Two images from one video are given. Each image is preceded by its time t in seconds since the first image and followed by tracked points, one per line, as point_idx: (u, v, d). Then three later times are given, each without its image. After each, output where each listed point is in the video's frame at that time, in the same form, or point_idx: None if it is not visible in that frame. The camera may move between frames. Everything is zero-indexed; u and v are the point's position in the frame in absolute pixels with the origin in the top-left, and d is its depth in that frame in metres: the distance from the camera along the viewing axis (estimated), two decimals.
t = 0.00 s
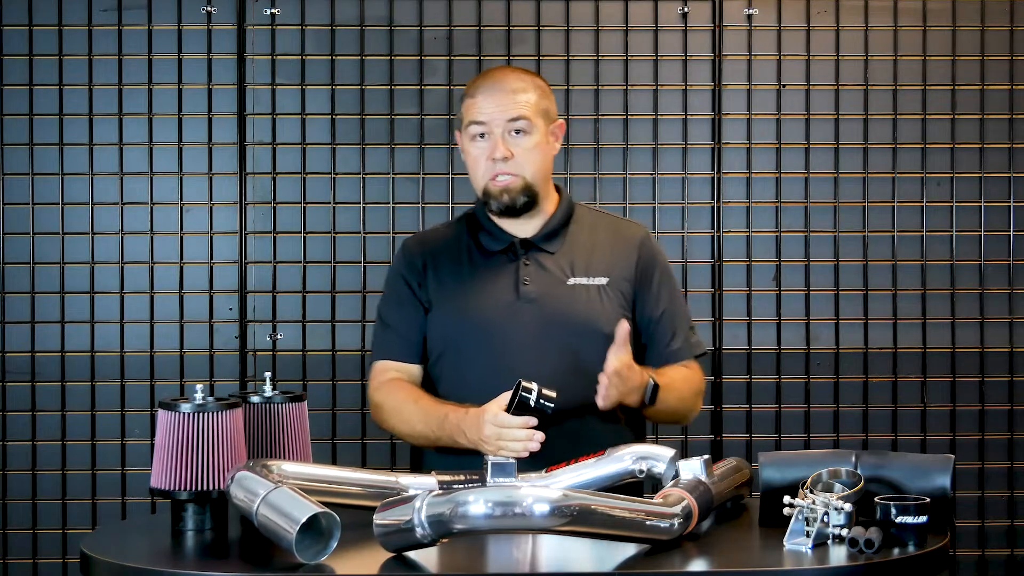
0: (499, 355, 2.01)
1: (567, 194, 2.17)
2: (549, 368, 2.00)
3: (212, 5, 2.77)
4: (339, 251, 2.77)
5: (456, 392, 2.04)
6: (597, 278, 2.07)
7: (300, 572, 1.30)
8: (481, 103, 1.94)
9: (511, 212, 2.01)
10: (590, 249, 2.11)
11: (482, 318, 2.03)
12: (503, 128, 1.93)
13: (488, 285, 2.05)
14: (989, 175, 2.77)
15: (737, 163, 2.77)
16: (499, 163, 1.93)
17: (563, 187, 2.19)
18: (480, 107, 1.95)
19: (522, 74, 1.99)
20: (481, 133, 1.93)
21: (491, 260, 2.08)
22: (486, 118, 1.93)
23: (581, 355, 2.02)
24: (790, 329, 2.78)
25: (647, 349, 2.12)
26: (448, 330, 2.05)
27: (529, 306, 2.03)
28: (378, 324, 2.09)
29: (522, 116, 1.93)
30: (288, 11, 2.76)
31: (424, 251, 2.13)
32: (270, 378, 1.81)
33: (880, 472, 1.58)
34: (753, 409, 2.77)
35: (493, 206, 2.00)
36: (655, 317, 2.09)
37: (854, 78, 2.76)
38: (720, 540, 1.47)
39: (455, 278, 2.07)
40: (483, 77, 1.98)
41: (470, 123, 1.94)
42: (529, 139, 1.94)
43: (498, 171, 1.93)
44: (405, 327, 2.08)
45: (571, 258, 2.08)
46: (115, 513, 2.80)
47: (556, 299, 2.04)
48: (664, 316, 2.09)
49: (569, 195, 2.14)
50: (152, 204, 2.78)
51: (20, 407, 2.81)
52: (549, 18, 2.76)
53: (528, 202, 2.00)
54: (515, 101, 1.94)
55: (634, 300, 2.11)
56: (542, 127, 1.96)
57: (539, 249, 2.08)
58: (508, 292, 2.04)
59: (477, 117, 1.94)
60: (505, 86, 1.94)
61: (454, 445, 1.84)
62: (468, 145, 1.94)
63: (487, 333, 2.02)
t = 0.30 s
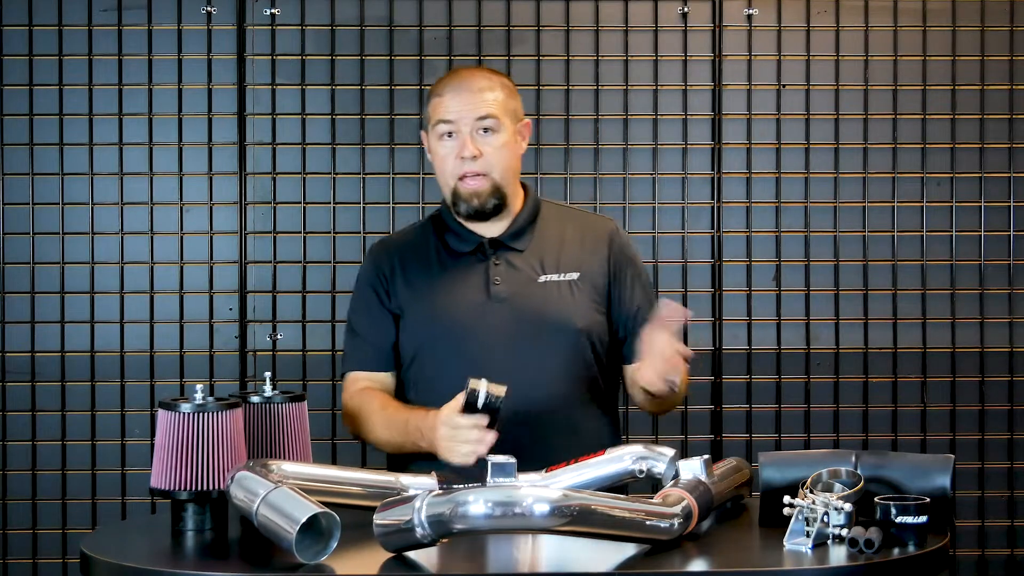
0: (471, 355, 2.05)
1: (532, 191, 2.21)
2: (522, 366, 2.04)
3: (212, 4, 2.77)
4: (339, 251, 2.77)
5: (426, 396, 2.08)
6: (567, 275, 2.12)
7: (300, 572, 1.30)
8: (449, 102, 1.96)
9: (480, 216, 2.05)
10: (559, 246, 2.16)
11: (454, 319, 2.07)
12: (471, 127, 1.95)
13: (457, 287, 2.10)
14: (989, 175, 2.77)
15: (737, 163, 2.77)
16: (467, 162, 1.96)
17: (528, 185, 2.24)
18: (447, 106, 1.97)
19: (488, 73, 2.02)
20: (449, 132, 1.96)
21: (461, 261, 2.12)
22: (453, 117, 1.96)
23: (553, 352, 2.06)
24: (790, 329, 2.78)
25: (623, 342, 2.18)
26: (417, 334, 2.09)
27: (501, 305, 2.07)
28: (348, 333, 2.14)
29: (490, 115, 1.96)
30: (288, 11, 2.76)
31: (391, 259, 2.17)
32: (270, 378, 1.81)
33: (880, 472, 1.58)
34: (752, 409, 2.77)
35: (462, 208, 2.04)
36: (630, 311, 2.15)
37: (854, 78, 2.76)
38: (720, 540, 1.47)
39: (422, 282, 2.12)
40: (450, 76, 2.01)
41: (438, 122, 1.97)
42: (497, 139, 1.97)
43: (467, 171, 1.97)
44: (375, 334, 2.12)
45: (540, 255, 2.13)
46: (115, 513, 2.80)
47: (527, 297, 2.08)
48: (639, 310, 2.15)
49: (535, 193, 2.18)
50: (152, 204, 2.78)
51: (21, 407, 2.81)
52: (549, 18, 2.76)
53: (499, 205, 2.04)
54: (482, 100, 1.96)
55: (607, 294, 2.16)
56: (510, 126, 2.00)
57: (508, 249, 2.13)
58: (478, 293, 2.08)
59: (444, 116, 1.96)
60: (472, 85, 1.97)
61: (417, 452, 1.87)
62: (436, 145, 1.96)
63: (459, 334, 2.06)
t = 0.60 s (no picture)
0: (461, 361, 2.05)
1: (519, 192, 2.22)
2: (512, 373, 2.05)
3: (212, 5, 2.77)
4: (338, 251, 2.77)
5: (415, 402, 2.08)
6: (555, 279, 2.13)
7: (300, 572, 1.30)
8: (434, 101, 1.97)
9: (468, 215, 2.04)
10: (548, 248, 2.16)
11: (445, 324, 2.07)
12: (457, 126, 1.96)
13: (444, 293, 2.09)
14: (989, 176, 2.77)
15: (737, 163, 2.77)
16: (454, 162, 1.97)
17: (514, 185, 2.24)
18: (432, 105, 1.98)
19: (474, 72, 2.02)
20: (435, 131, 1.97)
21: (448, 264, 2.12)
22: (439, 116, 1.96)
23: (544, 359, 2.06)
24: (790, 329, 2.78)
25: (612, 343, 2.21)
26: (404, 341, 2.09)
27: (491, 310, 2.07)
28: (334, 339, 2.14)
29: (476, 113, 1.96)
30: (287, 11, 2.76)
31: (377, 264, 2.16)
32: (270, 378, 1.81)
33: (881, 472, 1.58)
34: (752, 409, 2.77)
35: (449, 207, 2.03)
36: (623, 314, 2.19)
37: (854, 78, 2.76)
38: (720, 540, 1.47)
39: (408, 289, 2.11)
40: (435, 75, 2.01)
41: (424, 121, 1.98)
42: (483, 137, 1.98)
43: (454, 170, 1.98)
44: (361, 341, 2.13)
45: (529, 258, 2.14)
46: (115, 513, 2.80)
47: (517, 301, 2.08)
48: (629, 313, 2.19)
49: (522, 194, 2.19)
50: (152, 205, 2.78)
51: (20, 407, 2.81)
52: (549, 18, 2.76)
53: (485, 204, 2.04)
54: (468, 99, 1.97)
55: (599, 296, 2.18)
56: (496, 124, 2.00)
57: (496, 252, 2.13)
58: (468, 299, 2.08)
59: (430, 115, 1.97)
60: (457, 83, 1.98)
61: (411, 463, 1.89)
62: (423, 145, 1.98)
63: (449, 339, 2.06)
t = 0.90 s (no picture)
0: (462, 360, 2.05)
1: (523, 192, 2.21)
2: (514, 373, 2.05)
3: (212, 4, 2.77)
4: (338, 251, 2.77)
5: (414, 399, 2.08)
6: (559, 280, 2.13)
7: (300, 572, 1.30)
8: (439, 105, 1.97)
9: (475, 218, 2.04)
10: (551, 249, 2.16)
11: (447, 324, 2.07)
12: (463, 129, 1.96)
13: (445, 291, 2.09)
14: (989, 175, 2.77)
15: (737, 163, 2.77)
16: (462, 166, 1.97)
17: (517, 184, 2.24)
18: (438, 108, 1.98)
19: (479, 74, 2.03)
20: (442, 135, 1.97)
21: (451, 264, 2.12)
22: (445, 119, 1.97)
23: (544, 360, 2.06)
24: (790, 329, 2.78)
25: (611, 345, 2.21)
26: (404, 339, 2.09)
27: (494, 311, 2.07)
28: (334, 334, 2.14)
29: (482, 116, 1.97)
30: (288, 12, 2.76)
31: (379, 261, 2.16)
32: (270, 378, 1.81)
33: (881, 472, 1.58)
34: (753, 409, 2.77)
35: (456, 211, 2.03)
36: (623, 316, 2.19)
37: (854, 78, 2.76)
38: (720, 540, 1.47)
39: (409, 286, 2.12)
40: (438, 77, 2.01)
41: (430, 125, 1.98)
42: (490, 140, 1.98)
43: (462, 175, 1.97)
44: (361, 338, 2.13)
45: (532, 259, 2.14)
46: (115, 513, 2.80)
47: (520, 301, 2.08)
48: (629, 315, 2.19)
49: (525, 194, 2.19)
50: (152, 205, 2.78)
51: (20, 407, 2.81)
52: (549, 18, 2.76)
53: (493, 206, 2.03)
54: (473, 102, 1.97)
55: (601, 298, 2.18)
56: (501, 126, 2.01)
57: (500, 252, 2.13)
58: (471, 299, 2.08)
59: (435, 119, 1.97)
60: (462, 86, 1.98)
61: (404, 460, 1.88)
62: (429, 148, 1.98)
63: (452, 338, 2.06)
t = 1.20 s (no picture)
0: (469, 360, 2.06)
1: (530, 193, 2.22)
2: (521, 373, 2.05)
3: (212, 5, 2.77)
4: (339, 251, 2.77)
5: (422, 401, 2.08)
6: (567, 280, 2.13)
7: (300, 572, 1.30)
8: (452, 112, 1.95)
9: (485, 224, 2.07)
10: (559, 250, 2.16)
11: (454, 325, 2.07)
12: (477, 137, 1.95)
13: (455, 291, 2.10)
14: (989, 175, 2.77)
15: (737, 163, 2.77)
16: (473, 174, 1.96)
17: (525, 186, 2.24)
18: (451, 115, 1.96)
19: (492, 78, 2.00)
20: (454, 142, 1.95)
21: (460, 264, 2.12)
22: (458, 126, 1.95)
23: (553, 359, 2.06)
24: (790, 329, 2.78)
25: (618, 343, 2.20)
26: (413, 339, 2.09)
27: (503, 309, 2.08)
28: (340, 336, 2.13)
29: (496, 125, 1.95)
30: (288, 12, 2.76)
31: (388, 262, 2.16)
32: (270, 378, 1.81)
33: (881, 472, 1.58)
34: (753, 409, 2.77)
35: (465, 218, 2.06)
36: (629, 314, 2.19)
37: (854, 78, 2.76)
38: (720, 540, 1.47)
39: (419, 287, 2.12)
40: (450, 80, 1.98)
41: (443, 131, 1.96)
42: (502, 149, 1.97)
43: (473, 183, 1.97)
44: (368, 338, 2.12)
45: (540, 259, 2.14)
46: (115, 513, 2.80)
47: (528, 301, 2.09)
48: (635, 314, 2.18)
49: (533, 195, 2.19)
50: (152, 205, 2.78)
51: (20, 407, 2.81)
52: (549, 18, 2.76)
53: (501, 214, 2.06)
54: (487, 110, 1.95)
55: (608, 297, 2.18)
56: (514, 133, 1.99)
57: (508, 252, 2.13)
58: (480, 298, 2.08)
59: (448, 125, 1.95)
60: (476, 93, 1.96)
61: (404, 460, 1.88)
62: (441, 155, 1.96)
63: (458, 339, 2.07)
